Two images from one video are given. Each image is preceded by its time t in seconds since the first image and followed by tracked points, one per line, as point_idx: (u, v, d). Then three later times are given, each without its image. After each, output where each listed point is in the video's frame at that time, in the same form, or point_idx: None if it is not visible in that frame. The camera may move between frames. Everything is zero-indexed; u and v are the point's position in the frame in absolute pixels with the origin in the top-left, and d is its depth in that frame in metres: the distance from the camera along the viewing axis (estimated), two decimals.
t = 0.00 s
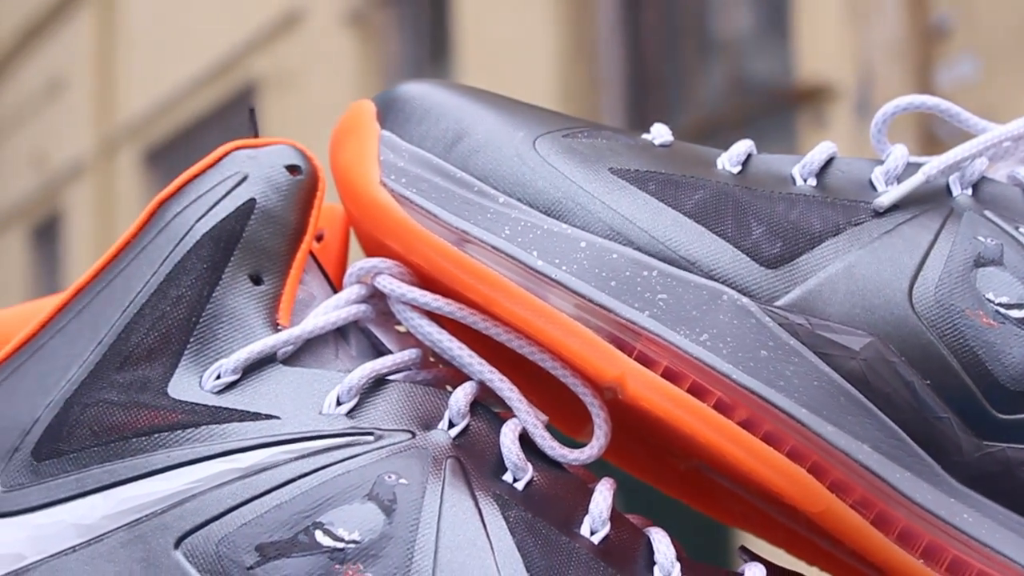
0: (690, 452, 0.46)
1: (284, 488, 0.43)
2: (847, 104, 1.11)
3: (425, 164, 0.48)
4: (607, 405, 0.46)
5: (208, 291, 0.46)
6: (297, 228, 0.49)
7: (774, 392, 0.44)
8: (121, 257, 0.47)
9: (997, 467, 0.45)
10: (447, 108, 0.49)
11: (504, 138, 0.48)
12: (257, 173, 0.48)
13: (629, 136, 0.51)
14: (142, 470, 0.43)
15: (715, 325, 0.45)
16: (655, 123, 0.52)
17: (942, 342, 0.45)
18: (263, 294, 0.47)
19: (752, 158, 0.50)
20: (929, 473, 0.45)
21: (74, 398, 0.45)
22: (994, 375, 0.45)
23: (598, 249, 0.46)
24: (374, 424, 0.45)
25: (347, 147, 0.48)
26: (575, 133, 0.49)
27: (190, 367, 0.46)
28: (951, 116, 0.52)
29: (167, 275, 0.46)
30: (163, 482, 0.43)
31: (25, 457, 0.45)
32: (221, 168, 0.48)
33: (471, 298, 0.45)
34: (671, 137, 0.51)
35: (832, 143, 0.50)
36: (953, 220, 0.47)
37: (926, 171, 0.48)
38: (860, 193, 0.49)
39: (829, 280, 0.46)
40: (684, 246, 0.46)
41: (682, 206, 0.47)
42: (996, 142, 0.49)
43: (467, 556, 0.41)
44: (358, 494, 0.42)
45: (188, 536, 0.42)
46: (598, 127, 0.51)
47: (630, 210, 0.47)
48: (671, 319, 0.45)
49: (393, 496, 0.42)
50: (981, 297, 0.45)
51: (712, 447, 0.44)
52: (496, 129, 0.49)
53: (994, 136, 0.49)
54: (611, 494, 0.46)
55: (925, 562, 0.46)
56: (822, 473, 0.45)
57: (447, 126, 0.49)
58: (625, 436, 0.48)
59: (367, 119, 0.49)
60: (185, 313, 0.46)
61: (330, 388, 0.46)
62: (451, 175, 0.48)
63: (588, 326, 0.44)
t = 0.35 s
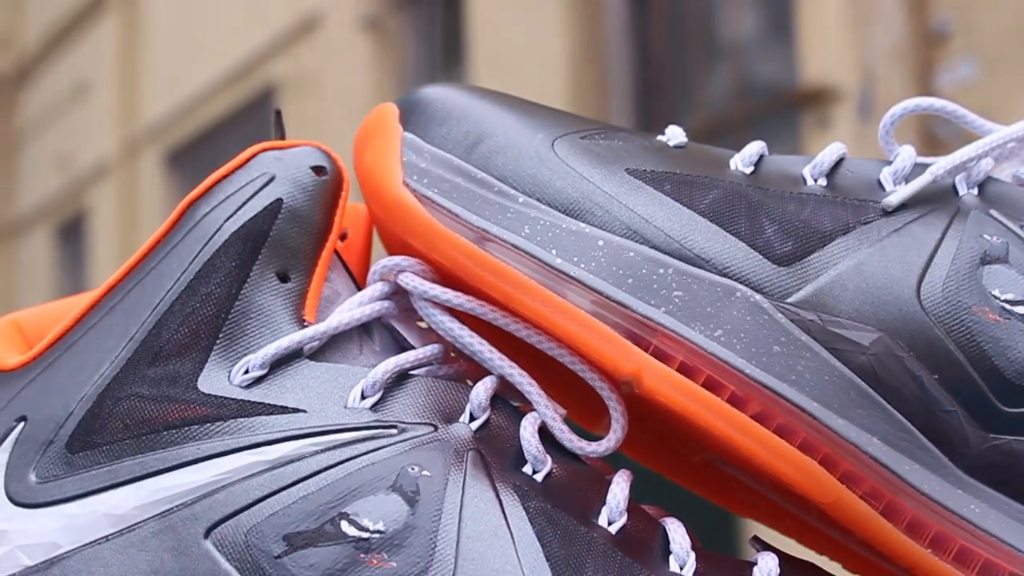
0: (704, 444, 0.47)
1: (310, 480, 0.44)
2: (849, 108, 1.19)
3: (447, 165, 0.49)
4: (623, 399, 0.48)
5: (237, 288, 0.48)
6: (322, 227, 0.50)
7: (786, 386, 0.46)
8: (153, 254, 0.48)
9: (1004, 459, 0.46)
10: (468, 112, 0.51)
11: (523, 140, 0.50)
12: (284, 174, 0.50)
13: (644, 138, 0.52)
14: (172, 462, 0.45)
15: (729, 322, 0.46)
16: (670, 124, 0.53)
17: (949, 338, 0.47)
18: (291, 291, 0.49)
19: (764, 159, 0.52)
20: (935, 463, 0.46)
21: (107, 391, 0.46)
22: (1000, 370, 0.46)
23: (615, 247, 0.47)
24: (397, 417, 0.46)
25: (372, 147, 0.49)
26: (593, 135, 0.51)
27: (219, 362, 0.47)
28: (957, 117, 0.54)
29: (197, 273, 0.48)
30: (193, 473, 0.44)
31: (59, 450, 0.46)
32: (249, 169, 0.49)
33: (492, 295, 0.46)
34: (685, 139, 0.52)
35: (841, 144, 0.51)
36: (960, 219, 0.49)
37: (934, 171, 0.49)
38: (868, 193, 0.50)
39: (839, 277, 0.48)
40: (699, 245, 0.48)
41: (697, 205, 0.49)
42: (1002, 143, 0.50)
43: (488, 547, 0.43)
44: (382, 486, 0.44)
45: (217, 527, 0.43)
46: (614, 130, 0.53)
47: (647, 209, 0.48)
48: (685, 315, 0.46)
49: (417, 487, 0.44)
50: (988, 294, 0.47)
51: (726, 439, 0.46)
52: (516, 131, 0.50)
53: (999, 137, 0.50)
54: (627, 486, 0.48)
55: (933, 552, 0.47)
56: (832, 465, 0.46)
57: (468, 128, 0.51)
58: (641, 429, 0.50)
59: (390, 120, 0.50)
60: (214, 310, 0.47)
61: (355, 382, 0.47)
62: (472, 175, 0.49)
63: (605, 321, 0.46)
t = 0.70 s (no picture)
0: (718, 443, 0.47)
1: (324, 479, 0.44)
2: (856, 108, 1.19)
3: (459, 165, 0.50)
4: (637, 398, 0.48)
5: (250, 288, 0.48)
6: (335, 226, 0.50)
7: (800, 385, 0.45)
8: (167, 253, 0.49)
9: (1018, 458, 0.47)
10: (481, 111, 0.51)
11: (536, 140, 0.50)
12: (296, 173, 0.50)
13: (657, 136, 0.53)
14: (186, 461, 0.45)
15: (742, 320, 0.46)
16: (682, 124, 0.54)
17: (962, 336, 0.47)
18: (304, 290, 0.49)
19: (777, 158, 0.52)
20: (949, 464, 0.46)
21: (120, 390, 0.46)
22: (1014, 368, 0.46)
23: (628, 246, 0.47)
24: (410, 416, 0.46)
25: (385, 147, 0.50)
26: (606, 133, 0.51)
27: (232, 362, 0.47)
28: (971, 116, 0.54)
29: (210, 272, 0.48)
30: (207, 472, 0.44)
31: (73, 449, 0.46)
32: (262, 168, 0.50)
33: (505, 294, 0.46)
34: (698, 138, 0.53)
35: (854, 142, 0.51)
36: (973, 218, 0.49)
37: (946, 169, 0.49)
38: (880, 192, 0.50)
39: (853, 276, 0.48)
40: (713, 243, 0.48)
41: (710, 204, 0.49)
42: (1015, 141, 0.50)
43: (501, 545, 0.42)
44: (396, 485, 0.43)
45: (231, 526, 0.43)
46: (627, 129, 0.53)
47: (660, 209, 0.48)
48: (698, 314, 0.46)
49: (430, 487, 0.43)
50: (1001, 293, 0.47)
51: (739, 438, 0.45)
52: (529, 130, 0.50)
53: (1013, 135, 0.50)
54: (641, 485, 0.48)
55: (947, 550, 0.47)
56: (846, 464, 0.46)
57: (481, 127, 0.51)
58: (654, 428, 0.50)
59: (401, 121, 0.51)
60: (227, 309, 0.48)
61: (368, 381, 0.47)
62: (485, 175, 0.49)
63: (618, 321, 0.46)
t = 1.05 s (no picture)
0: (727, 442, 0.48)
1: (335, 478, 0.44)
2: (861, 107, 1.19)
3: (470, 165, 0.50)
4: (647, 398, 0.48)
5: (262, 287, 0.48)
6: (346, 225, 0.51)
7: (809, 385, 0.45)
8: (178, 253, 0.49)
9: None
10: (491, 111, 0.52)
11: (546, 139, 0.50)
12: (307, 173, 0.50)
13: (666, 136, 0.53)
14: (198, 460, 0.45)
15: (752, 319, 0.46)
16: (691, 124, 0.54)
17: (971, 335, 0.47)
18: (315, 289, 0.49)
19: (786, 158, 0.52)
20: (958, 462, 0.46)
21: (133, 390, 0.46)
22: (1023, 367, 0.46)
23: (638, 246, 0.47)
24: (421, 415, 0.46)
25: (395, 147, 0.50)
26: (616, 133, 0.52)
27: (244, 361, 0.47)
28: (979, 115, 0.54)
29: (222, 272, 0.48)
30: (219, 471, 0.44)
31: (85, 448, 0.46)
32: (273, 168, 0.50)
33: (516, 293, 0.46)
34: (707, 138, 0.53)
35: (863, 142, 0.52)
36: (982, 217, 0.49)
37: (955, 169, 0.49)
38: (888, 191, 0.50)
39: (862, 275, 0.48)
40: (722, 243, 0.48)
41: (720, 203, 0.49)
42: None
43: (512, 543, 0.43)
44: (407, 483, 0.44)
45: (243, 524, 0.43)
46: (637, 129, 0.53)
47: (670, 208, 0.49)
48: (708, 313, 0.46)
49: (441, 485, 0.44)
50: (1010, 292, 0.47)
51: (748, 436, 0.46)
52: (539, 130, 0.51)
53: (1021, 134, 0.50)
54: (651, 484, 0.48)
55: (955, 548, 0.47)
56: (854, 462, 0.46)
57: (491, 127, 0.51)
58: (664, 427, 0.50)
59: (412, 121, 0.51)
60: (239, 309, 0.48)
61: (379, 380, 0.47)
62: (495, 175, 0.50)
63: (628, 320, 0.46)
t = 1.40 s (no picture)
0: (734, 440, 0.48)
1: (346, 475, 0.44)
2: (863, 108, 1.20)
3: (479, 165, 0.50)
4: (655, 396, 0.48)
5: (273, 287, 0.49)
6: (356, 226, 0.51)
7: (816, 383, 0.46)
8: (191, 253, 0.49)
9: None
10: (500, 113, 0.52)
11: (555, 140, 0.51)
12: (318, 174, 0.50)
13: (674, 138, 0.54)
14: (210, 458, 0.45)
15: (759, 318, 0.47)
16: (699, 126, 0.55)
17: (976, 335, 0.47)
18: (325, 289, 0.50)
19: (792, 159, 0.53)
20: (962, 459, 0.46)
21: (146, 389, 0.47)
22: None
23: (646, 246, 0.48)
24: (431, 414, 0.46)
25: (405, 148, 0.50)
26: (624, 135, 0.52)
27: (256, 360, 0.48)
28: (983, 116, 0.54)
29: (234, 272, 0.48)
30: (231, 469, 0.45)
31: (99, 446, 0.47)
32: (285, 169, 0.50)
33: (526, 293, 0.47)
34: (714, 140, 0.54)
35: (868, 144, 0.52)
36: (986, 218, 0.49)
37: (960, 170, 0.50)
38: (894, 192, 0.51)
39: (868, 274, 0.48)
40: (729, 243, 0.49)
41: (727, 204, 0.50)
42: None
43: (521, 541, 0.43)
44: (418, 481, 0.44)
45: (255, 522, 0.44)
46: (644, 130, 0.54)
47: (678, 209, 0.49)
48: (716, 312, 0.47)
49: (451, 483, 0.44)
50: (1014, 292, 0.47)
51: (756, 434, 0.46)
52: (548, 132, 0.51)
53: None
54: (659, 481, 0.48)
55: (959, 545, 0.47)
56: (861, 460, 0.46)
57: (500, 128, 0.52)
58: (671, 425, 0.51)
59: (422, 122, 0.52)
60: (250, 308, 0.48)
61: (389, 379, 0.47)
62: (504, 175, 0.50)
63: (636, 320, 0.46)
